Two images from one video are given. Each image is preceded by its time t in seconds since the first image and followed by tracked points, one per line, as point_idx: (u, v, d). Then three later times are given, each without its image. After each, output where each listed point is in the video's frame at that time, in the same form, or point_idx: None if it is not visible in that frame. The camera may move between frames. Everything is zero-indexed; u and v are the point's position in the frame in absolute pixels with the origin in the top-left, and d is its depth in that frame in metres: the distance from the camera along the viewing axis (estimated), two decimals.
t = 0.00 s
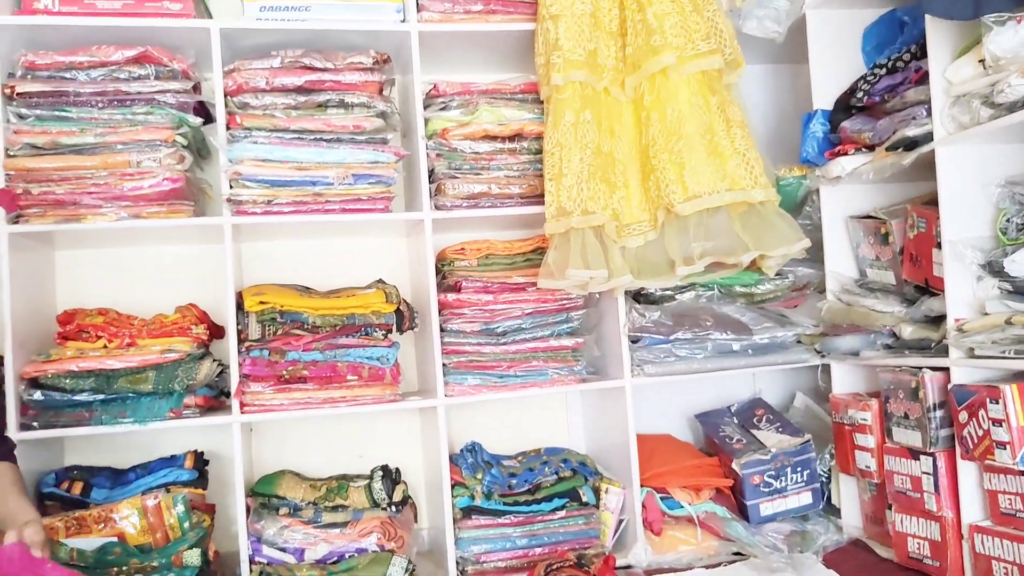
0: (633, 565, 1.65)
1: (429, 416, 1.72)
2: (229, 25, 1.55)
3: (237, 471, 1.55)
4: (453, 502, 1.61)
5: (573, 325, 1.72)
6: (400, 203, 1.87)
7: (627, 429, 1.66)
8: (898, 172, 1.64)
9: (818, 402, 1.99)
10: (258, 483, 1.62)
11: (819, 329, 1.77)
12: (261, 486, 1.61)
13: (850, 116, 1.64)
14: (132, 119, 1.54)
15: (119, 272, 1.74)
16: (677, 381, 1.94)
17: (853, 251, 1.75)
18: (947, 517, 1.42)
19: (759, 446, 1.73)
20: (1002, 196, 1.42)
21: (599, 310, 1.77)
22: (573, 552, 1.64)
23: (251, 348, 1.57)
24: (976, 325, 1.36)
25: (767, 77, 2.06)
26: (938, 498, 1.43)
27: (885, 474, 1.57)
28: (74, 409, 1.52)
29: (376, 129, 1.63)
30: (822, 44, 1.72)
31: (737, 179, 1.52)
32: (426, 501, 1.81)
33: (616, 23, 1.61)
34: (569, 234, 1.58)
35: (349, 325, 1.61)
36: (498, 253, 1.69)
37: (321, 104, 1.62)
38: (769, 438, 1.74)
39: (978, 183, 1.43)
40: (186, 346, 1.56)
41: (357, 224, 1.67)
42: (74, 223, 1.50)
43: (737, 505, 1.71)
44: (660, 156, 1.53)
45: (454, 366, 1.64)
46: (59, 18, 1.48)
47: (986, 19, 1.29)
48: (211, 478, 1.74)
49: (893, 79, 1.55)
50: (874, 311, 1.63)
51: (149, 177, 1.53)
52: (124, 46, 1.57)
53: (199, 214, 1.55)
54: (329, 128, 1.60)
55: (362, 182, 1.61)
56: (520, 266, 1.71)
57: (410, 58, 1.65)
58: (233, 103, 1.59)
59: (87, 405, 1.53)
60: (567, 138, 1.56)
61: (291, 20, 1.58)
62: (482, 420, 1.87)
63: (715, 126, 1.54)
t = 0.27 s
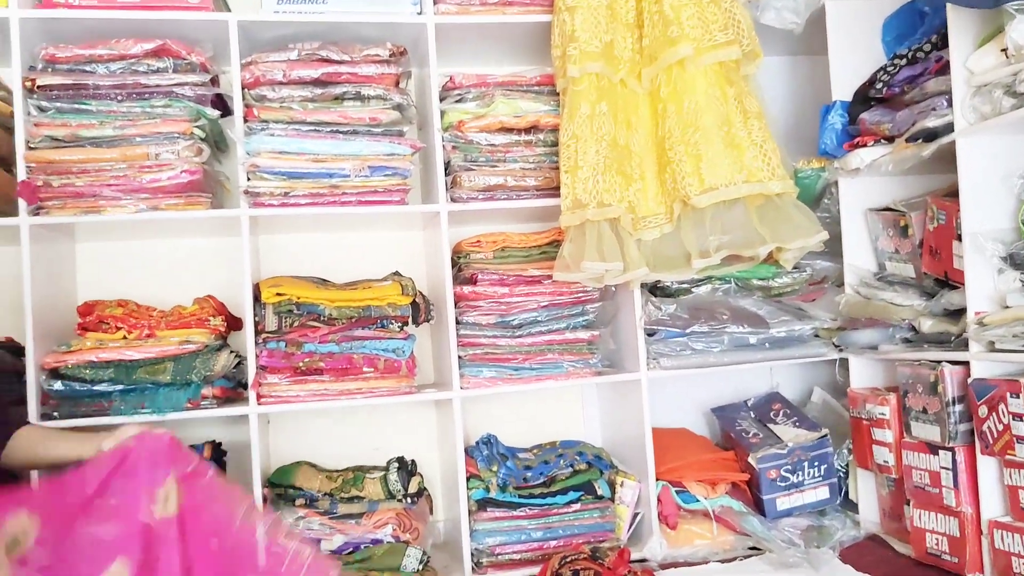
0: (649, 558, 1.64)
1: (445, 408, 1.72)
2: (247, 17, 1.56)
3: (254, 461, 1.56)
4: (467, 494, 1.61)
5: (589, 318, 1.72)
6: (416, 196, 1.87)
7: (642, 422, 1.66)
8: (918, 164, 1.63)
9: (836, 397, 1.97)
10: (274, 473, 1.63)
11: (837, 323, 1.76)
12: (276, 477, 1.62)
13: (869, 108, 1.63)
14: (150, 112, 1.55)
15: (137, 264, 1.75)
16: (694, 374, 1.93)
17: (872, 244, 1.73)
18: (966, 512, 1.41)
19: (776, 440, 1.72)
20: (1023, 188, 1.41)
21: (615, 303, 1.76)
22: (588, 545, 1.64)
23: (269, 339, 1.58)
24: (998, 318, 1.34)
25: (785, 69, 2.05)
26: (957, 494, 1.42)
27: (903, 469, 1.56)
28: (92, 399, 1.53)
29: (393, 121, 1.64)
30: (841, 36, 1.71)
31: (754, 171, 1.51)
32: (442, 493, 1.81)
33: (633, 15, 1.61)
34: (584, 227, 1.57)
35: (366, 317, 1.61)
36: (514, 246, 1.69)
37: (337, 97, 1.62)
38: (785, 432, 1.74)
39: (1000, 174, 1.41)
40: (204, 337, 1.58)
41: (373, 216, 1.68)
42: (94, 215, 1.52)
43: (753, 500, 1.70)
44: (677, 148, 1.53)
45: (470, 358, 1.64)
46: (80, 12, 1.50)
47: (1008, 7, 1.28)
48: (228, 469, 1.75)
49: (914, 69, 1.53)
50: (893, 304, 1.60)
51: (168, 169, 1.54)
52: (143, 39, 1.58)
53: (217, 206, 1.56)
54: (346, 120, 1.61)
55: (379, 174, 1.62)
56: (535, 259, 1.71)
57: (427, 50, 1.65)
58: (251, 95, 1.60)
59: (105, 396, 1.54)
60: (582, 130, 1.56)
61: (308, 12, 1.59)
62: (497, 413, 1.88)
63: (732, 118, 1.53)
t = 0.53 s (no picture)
0: (689, 556, 1.62)
1: (484, 402, 1.72)
2: (290, 11, 1.57)
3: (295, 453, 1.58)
4: (507, 489, 1.61)
5: (629, 313, 1.70)
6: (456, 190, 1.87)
7: (683, 418, 1.64)
8: (969, 158, 1.59)
9: (880, 395, 1.94)
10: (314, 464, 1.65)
11: (883, 320, 1.72)
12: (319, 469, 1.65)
13: (919, 100, 1.59)
14: (194, 105, 1.57)
15: (182, 257, 1.77)
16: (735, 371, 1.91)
17: (920, 240, 1.70)
18: (1017, 515, 1.37)
19: (819, 438, 1.70)
20: None
21: (656, 298, 1.74)
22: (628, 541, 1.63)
23: (310, 332, 1.59)
24: None
25: (830, 61, 2.01)
26: (1008, 496, 1.38)
27: (951, 470, 1.52)
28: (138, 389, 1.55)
29: (433, 114, 1.63)
30: (890, 26, 1.67)
31: (800, 165, 1.48)
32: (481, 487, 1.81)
33: (676, 6, 1.57)
34: (626, 221, 1.56)
35: (406, 310, 1.62)
36: (555, 239, 1.68)
37: (378, 91, 1.62)
38: (829, 430, 1.71)
39: None
40: (246, 329, 1.59)
41: (413, 210, 1.68)
42: (139, 207, 1.54)
43: (795, 498, 1.68)
44: (720, 142, 1.50)
45: (509, 353, 1.64)
46: (125, 6, 1.51)
47: None
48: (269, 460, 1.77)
49: (965, 61, 1.50)
50: (942, 301, 1.57)
51: (212, 162, 1.55)
52: (188, 34, 1.60)
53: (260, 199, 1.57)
54: (387, 114, 1.61)
55: (419, 168, 1.61)
56: (575, 252, 1.70)
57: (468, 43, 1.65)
58: (293, 89, 1.60)
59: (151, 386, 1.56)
60: (624, 123, 1.55)
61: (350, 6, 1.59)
62: (536, 408, 1.87)
63: (777, 110, 1.51)
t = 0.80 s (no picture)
0: (737, 557, 1.60)
1: (530, 399, 1.72)
2: (341, 9, 1.57)
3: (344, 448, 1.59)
4: (554, 487, 1.61)
5: (679, 311, 1.68)
6: (504, 186, 1.87)
7: (733, 417, 1.62)
8: None
9: (935, 397, 1.89)
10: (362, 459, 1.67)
11: (940, 320, 1.68)
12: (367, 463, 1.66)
13: (980, 95, 1.55)
14: (247, 103, 1.58)
15: (233, 253, 1.79)
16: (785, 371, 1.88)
17: (979, 238, 1.65)
18: None
19: (872, 440, 1.66)
20: None
21: (705, 297, 1.72)
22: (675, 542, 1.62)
23: (359, 328, 1.60)
24: None
25: (886, 55, 1.97)
26: None
27: (1011, 475, 1.48)
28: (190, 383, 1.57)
29: (482, 111, 1.63)
30: (950, 19, 1.63)
31: (856, 161, 1.45)
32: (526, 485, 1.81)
33: None
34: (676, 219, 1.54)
35: (453, 307, 1.63)
36: (603, 236, 1.67)
37: (428, 87, 1.62)
38: (883, 432, 1.67)
39: None
40: (297, 324, 1.61)
41: (461, 206, 1.68)
42: (192, 203, 1.56)
43: (847, 501, 1.66)
44: (773, 138, 1.47)
45: (556, 350, 1.63)
46: (179, 5, 1.53)
47: None
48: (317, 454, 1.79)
49: None
50: (1003, 302, 1.53)
51: (264, 159, 1.57)
52: (240, 31, 1.61)
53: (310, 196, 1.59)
54: (436, 110, 1.61)
55: (467, 164, 1.62)
56: (622, 250, 1.68)
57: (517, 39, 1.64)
58: (343, 86, 1.61)
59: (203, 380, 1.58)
60: (675, 119, 1.53)
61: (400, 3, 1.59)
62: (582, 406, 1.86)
63: (832, 105, 1.47)
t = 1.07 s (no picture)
0: (788, 561, 1.58)
1: (578, 399, 1.71)
2: (391, 8, 1.57)
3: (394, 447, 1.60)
4: (601, 488, 1.60)
5: (730, 311, 1.66)
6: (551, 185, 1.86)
7: (784, 420, 1.60)
8: None
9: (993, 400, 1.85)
10: (411, 457, 1.68)
11: (1000, 323, 1.64)
12: (415, 461, 1.66)
13: None
14: (297, 102, 1.59)
15: (283, 251, 1.81)
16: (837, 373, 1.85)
17: None
18: None
19: (928, 445, 1.62)
20: None
21: (756, 297, 1.70)
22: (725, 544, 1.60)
23: (407, 327, 1.60)
24: None
25: (943, 51, 1.92)
26: None
27: None
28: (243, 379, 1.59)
29: (531, 110, 1.62)
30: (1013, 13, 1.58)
31: (913, 160, 1.42)
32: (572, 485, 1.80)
33: None
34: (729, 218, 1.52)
35: (502, 306, 1.62)
36: (652, 235, 1.64)
37: (477, 86, 1.62)
38: (939, 436, 1.63)
39: None
40: (346, 323, 1.61)
41: (509, 205, 1.67)
42: (244, 202, 1.57)
43: (902, 506, 1.62)
44: (828, 136, 1.44)
45: (605, 350, 1.62)
46: (232, 5, 1.54)
47: None
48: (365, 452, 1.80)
49: None
50: None
51: (314, 158, 1.58)
52: (292, 31, 1.62)
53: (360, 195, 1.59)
54: (485, 109, 1.61)
55: (516, 163, 1.61)
56: (672, 249, 1.66)
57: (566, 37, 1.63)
58: (393, 85, 1.61)
59: (255, 377, 1.60)
60: (728, 117, 1.50)
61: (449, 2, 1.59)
62: (630, 406, 1.85)
63: (890, 102, 1.44)
